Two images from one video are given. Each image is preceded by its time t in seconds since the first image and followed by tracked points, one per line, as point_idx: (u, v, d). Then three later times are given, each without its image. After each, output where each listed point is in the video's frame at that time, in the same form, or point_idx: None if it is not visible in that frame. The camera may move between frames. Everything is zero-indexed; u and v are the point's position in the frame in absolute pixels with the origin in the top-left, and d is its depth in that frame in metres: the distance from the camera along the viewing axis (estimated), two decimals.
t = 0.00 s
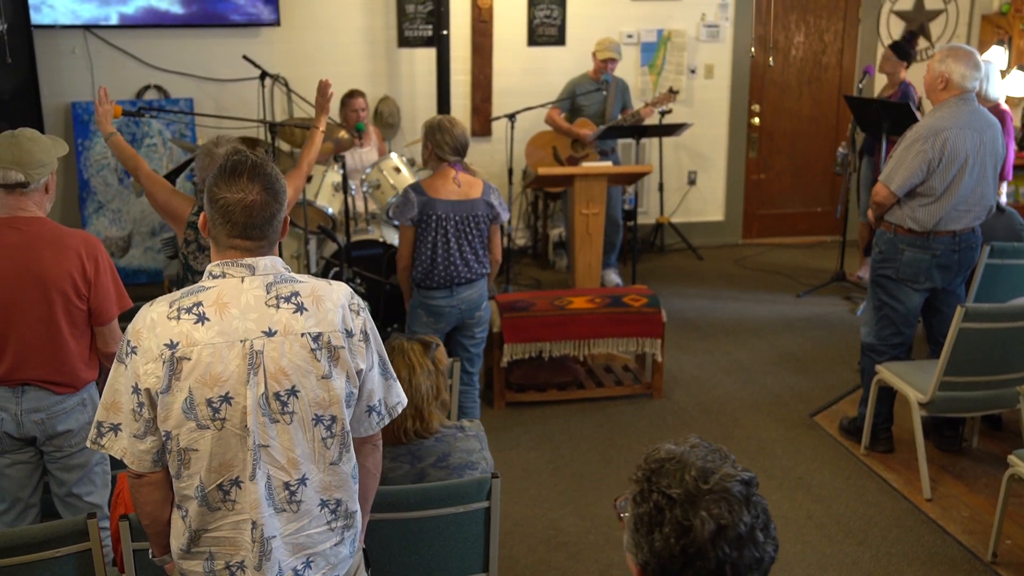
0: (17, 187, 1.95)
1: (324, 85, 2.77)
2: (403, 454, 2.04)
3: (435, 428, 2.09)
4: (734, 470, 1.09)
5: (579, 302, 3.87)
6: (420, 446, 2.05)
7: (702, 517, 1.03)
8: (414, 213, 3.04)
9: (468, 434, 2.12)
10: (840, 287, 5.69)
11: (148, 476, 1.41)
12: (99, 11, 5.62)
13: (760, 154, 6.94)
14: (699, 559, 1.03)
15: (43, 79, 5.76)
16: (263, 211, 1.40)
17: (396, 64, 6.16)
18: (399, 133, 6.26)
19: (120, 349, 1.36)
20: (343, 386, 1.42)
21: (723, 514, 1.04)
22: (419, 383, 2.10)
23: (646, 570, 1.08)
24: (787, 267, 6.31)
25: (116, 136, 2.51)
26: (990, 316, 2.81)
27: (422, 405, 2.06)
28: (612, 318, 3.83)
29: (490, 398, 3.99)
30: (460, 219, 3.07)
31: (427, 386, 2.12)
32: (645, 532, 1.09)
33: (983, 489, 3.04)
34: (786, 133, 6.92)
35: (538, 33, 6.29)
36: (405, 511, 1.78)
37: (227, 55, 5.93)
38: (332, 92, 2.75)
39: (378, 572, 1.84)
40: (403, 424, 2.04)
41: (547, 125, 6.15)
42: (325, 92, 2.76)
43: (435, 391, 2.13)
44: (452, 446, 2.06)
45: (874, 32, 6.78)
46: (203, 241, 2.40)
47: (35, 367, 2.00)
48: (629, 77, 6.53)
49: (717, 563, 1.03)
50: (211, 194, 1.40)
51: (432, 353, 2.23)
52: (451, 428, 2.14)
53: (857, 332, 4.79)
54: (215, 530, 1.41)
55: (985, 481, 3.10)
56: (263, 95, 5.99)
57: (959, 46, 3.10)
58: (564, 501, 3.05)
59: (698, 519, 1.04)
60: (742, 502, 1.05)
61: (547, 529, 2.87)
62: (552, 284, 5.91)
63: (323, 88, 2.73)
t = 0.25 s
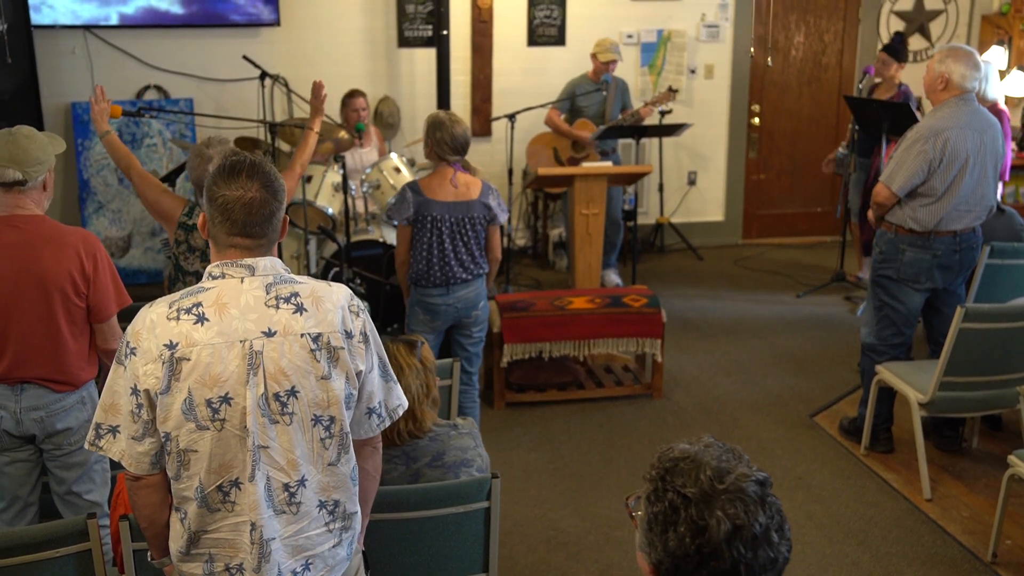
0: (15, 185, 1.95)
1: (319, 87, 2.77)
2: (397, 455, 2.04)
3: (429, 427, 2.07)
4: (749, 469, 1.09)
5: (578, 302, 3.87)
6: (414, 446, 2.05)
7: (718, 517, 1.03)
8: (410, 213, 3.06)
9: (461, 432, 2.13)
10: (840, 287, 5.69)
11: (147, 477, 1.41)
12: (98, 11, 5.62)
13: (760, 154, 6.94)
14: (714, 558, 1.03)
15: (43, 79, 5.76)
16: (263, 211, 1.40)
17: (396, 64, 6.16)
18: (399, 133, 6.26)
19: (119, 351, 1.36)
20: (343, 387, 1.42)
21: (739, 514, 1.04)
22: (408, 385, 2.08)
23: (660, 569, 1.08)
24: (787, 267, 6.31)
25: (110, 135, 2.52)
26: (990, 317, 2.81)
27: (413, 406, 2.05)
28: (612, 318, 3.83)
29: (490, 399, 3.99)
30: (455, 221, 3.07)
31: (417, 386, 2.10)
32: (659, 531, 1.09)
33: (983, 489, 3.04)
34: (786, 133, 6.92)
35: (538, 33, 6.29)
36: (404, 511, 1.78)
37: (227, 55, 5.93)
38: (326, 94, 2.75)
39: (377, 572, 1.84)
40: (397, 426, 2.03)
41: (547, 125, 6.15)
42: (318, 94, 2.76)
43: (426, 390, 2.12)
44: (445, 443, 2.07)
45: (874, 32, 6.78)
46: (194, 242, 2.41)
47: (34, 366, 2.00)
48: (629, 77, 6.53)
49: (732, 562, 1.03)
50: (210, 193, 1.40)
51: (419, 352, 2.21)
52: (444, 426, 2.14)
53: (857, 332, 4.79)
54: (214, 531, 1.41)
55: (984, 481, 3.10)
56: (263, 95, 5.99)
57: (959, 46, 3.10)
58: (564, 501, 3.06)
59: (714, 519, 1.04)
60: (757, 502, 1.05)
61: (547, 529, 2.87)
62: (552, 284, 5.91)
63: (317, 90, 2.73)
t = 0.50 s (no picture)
0: (13, 188, 1.95)
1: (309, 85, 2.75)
2: (399, 455, 2.03)
3: (432, 428, 2.07)
4: (746, 481, 1.09)
5: (579, 302, 3.87)
6: (417, 447, 2.04)
7: (707, 523, 1.04)
8: (411, 217, 3.06)
9: (464, 433, 2.13)
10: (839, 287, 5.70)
11: (148, 477, 1.41)
12: (98, 11, 5.62)
13: (760, 154, 6.94)
14: (699, 565, 1.04)
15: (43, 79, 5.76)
16: (263, 211, 1.40)
17: (396, 64, 6.16)
18: (399, 133, 6.26)
19: (120, 350, 1.36)
20: (344, 386, 1.42)
21: (728, 523, 1.04)
22: (411, 387, 2.05)
23: (645, 570, 1.09)
24: (787, 267, 6.31)
25: (107, 136, 2.53)
26: (990, 317, 2.81)
27: (417, 409, 2.03)
28: (613, 318, 3.83)
29: (490, 399, 3.99)
30: (455, 228, 3.07)
31: (419, 388, 2.07)
32: (649, 532, 1.09)
33: (983, 489, 3.04)
34: (786, 133, 6.92)
35: (538, 34, 6.29)
36: (405, 512, 1.78)
37: (228, 55, 5.93)
38: (316, 92, 2.74)
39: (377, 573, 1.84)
40: (400, 428, 2.01)
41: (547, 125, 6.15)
42: (310, 93, 2.75)
43: (429, 392, 2.09)
44: (448, 444, 2.07)
45: (874, 32, 6.78)
46: (188, 243, 2.42)
47: (34, 367, 2.00)
48: (629, 77, 6.53)
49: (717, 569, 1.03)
50: (210, 194, 1.40)
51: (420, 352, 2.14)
52: (447, 426, 2.14)
53: (857, 333, 4.80)
54: (215, 531, 1.41)
55: (985, 481, 3.10)
56: (263, 95, 6.00)
57: (960, 47, 3.10)
58: (564, 501, 3.06)
59: (703, 524, 1.04)
60: (750, 514, 1.05)
61: (547, 529, 2.87)
62: (552, 284, 5.92)
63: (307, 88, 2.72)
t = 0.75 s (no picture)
0: (10, 187, 1.94)
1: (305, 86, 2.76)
2: (404, 453, 2.03)
3: (435, 428, 2.08)
4: (706, 484, 1.10)
5: (579, 302, 3.87)
6: (421, 446, 2.05)
7: (663, 525, 1.06)
8: (414, 220, 3.05)
9: (469, 436, 2.11)
10: (840, 287, 5.70)
11: (148, 478, 1.41)
12: (99, 12, 5.62)
13: (760, 154, 6.94)
14: (653, 565, 1.06)
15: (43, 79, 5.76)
16: (263, 210, 1.40)
17: (396, 64, 6.16)
18: (399, 133, 6.26)
19: (120, 350, 1.36)
20: (344, 386, 1.42)
21: (685, 525, 1.05)
22: (418, 383, 2.09)
23: (603, 568, 1.11)
24: (787, 267, 6.31)
25: (106, 136, 2.52)
26: (989, 317, 2.81)
27: (422, 405, 2.06)
28: (613, 318, 3.83)
29: (490, 399, 3.99)
30: (457, 231, 3.07)
31: (426, 385, 2.11)
32: (606, 532, 1.11)
33: (983, 489, 3.04)
34: (786, 133, 6.92)
35: (538, 34, 6.29)
36: (405, 512, 1.78)
37: (228, 55, 5.93)
38: (313, 93, 2.75)
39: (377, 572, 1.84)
40: (404, 424, 2.03)
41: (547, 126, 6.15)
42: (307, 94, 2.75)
43: (435, 389, 2.12)
44: (453, 446, 2.06)
45: (874, 33, 6.78)
46: (185, 243, 2.42)
47: (33, 366, 2.00)
48: (629, 77, 6.52)
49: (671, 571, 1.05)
50: (209, 195, 1.40)
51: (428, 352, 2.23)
52: (453, 429, 2.13)
53: (857, 333, 4.80)
54: (215, 531, 1.41)
55: (985, 481, 3.10)
56: (263, 95, 6.00)
57: (961, 47, 3.10)
58: (563, 501, 3.06)
59: (659, 526, 1.06)
60: (708, 517, 1.06)
61: (547, 529, 2.87)
62: (552, 284, 5.92)
63: (304, 89, 2.73)
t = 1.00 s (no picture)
0: (9, 188, 1.95)
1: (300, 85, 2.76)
2: (409, 452, 2.04)
3: (444, 428, 2.08)
4: (663, 488, 1.10)
5: (579, 302, 3.87)
6: (428, 446, 2.05)
7: (615, 526, 1.05)
8: (414, 213, 3.05)
9: (476, 438, 2.10)
10: (839, 288, 5.70)
11: (149, 479, 1.41)
12: (99, 12, 5.62)
13: (760, 155, 6.94)
14: (604, 566, 1.06)
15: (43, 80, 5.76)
16: (261, 206, 1.40)
17: (396, 64, 6.16)
18: (399, 133, 6.26)
19: (121, 353, 1.35)
20: (346, 387, 1.43)
21: (638, 527, 1.05)
22: (428, 381, 2.10)
23: (557, 569, 1.11)
24: (787, 267, 6.31)
25: (111, 135, 2.51)
26: (989, 317, 2.81)
27: (430, 404, 2.07)
28: (613, 318, 3.84)
29: (490, 399, 3.99)
30: (458, 222, 3.07)
31: (437, 384, 2.12)
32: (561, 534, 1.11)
33: (983, 490, 3.04)
34: (786, 133, 6.92)
35: (538, 34, 6.29)
36: (405, 512, 1.78)
37: (228, 56, 5.93)
38: (309, 91, 2.75)
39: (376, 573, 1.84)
40: (412, 421, 2.04)
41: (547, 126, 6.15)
42: (302, 92, 2.75)
43: (445, 389, 2.13)
44: (459, 447, 2.05)
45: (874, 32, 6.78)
46: (187, 243, 2.42)
47: (33, 367, 2.00)
48: (629, 77, 6.52)
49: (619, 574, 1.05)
50: (206, 195, 1.39)
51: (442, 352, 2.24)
52: (462, 430, 2.13)
53: (857, 333, 4.80)
54: (217, 531, 1.41)
55: (985, 482, 3.10)
56: (263, 95, 6.00)
57: (961, 47, 3.10)
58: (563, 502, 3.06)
59: (611, 527, 1.06)
60: (662, 521, 1.06)
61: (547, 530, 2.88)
62: (552, 284, 5.92)
63: (300, 88, 2.73)
